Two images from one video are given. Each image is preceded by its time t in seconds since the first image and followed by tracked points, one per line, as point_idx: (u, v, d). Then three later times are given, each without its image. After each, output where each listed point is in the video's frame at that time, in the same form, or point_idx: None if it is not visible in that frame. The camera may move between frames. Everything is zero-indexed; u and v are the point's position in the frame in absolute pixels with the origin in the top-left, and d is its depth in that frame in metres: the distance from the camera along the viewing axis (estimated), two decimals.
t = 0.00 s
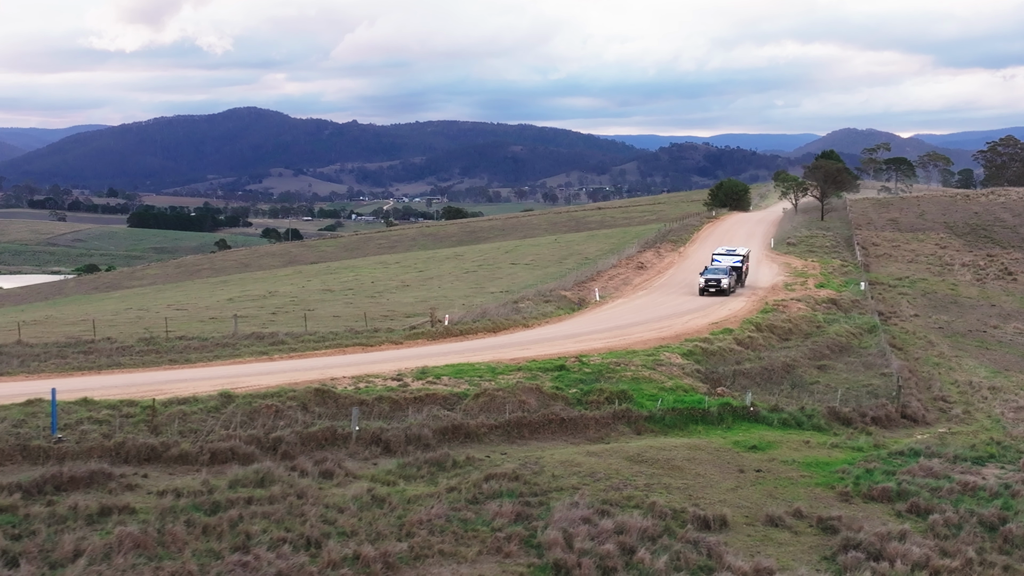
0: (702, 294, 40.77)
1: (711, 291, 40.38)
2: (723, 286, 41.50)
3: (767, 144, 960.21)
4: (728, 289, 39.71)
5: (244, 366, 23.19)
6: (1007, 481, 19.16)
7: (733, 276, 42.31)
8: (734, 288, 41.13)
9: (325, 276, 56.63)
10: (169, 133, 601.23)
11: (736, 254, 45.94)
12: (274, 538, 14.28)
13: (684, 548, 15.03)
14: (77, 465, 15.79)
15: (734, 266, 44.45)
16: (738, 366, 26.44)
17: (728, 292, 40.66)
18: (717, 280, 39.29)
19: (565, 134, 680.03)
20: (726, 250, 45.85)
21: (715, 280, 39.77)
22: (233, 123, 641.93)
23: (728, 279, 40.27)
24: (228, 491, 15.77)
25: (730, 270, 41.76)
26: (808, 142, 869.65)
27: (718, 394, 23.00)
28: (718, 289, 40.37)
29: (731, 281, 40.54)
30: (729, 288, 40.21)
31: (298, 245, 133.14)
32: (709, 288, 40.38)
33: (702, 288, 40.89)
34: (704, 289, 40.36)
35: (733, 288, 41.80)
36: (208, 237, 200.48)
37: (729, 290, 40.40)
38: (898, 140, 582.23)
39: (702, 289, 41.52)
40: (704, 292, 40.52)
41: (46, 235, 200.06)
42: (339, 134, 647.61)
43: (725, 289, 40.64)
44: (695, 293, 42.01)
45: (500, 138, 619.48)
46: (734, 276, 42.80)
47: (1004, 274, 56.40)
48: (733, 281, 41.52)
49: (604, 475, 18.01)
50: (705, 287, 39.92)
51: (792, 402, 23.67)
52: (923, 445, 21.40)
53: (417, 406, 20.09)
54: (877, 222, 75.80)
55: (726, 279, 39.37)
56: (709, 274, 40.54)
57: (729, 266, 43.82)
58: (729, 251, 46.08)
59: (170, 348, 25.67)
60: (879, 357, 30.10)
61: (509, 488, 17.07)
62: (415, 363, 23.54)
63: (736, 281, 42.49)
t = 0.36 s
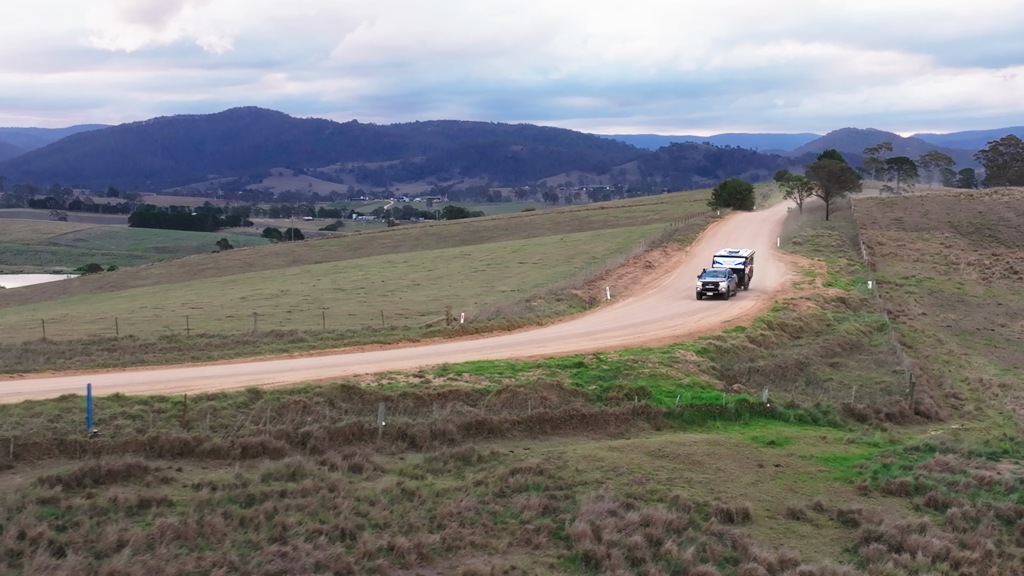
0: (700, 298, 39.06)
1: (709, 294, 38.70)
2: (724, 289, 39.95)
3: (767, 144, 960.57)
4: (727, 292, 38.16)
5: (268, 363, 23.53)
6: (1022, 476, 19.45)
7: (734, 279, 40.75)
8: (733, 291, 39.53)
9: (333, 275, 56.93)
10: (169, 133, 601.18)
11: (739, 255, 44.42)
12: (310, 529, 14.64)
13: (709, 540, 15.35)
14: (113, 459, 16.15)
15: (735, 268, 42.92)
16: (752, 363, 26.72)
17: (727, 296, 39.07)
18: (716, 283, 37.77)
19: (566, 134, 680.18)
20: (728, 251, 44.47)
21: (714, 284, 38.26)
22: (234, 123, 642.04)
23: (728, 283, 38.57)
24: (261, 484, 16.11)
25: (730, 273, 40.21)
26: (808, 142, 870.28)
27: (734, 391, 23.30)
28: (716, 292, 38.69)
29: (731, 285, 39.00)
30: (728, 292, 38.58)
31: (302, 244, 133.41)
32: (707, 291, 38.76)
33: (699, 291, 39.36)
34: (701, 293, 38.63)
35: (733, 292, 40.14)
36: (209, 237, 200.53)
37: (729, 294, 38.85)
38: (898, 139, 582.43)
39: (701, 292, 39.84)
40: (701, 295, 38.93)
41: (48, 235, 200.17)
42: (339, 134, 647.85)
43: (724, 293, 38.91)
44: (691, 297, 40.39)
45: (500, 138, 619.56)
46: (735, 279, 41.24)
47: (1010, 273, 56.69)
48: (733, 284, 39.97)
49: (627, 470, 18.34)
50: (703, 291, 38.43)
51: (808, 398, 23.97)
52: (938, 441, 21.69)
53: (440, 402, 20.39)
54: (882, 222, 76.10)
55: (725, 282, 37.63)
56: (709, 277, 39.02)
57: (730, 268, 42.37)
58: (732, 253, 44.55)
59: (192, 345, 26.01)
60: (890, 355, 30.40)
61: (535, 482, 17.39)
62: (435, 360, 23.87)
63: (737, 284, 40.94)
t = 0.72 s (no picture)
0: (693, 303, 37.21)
1: (702, 298, 36.80)
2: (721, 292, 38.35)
3: (767, 143, 960.86)
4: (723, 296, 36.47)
5: (289, 360, 23.84)
6: None
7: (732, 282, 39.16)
8: (729, 295, 37.75)
9: (343, 274, 57.34)
10: (170, 133, 601.17)
11: (740, 257, 42.76)
12: (345, 521, 14.98)
13: (734, 531, 15.65)
14: (148, 452, 16.48)
15: (735, 271, 41.32)
16: (766, 360, 27.05)
17: (722, 301, 37.25)
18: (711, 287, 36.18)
19: (566, 134, 680.13)
20: (730, 253, 42.80)
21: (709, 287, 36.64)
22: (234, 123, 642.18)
23: (722, 287, 36.71)
24: (294, 477, 16.44)
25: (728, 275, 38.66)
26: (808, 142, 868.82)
27: (751, 387, 23.62)
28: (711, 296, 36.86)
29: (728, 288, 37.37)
30: (722, 297, 36.76)
31: (308, 243, 133.80)
32: (700, 295, 37.02)
33: (692, 295, 37.71)
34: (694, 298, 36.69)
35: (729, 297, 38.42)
36: (211, 237, 200.86)
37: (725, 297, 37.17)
38: (899, 139, 582.77)
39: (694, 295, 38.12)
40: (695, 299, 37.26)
41: (49, 234, 200.27)
42: (340, 134, 648.23)
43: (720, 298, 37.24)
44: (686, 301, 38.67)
45: (501, 138, 619.59)
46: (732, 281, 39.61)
47: (1015, 272, 56.97)
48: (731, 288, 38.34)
49: (649, 464, 18.66)
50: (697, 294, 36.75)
51: (823, 395, 24.29)
52: (953, 437, 21.98)
53: (463, 397, 20.72)
54: (886, 221, 76.39)
55: (718, 286, 35.74)
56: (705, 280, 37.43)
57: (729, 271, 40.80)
58: (733, 254, 43.00)
59: (213, 342, 26.35)
60: (901, 352, 30.72)
61: (560, 475, 17.71)
62: (454, 357, 24.14)
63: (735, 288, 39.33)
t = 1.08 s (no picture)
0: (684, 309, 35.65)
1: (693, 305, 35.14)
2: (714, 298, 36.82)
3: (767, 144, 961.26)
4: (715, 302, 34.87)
5: (312, 357, 24.12)
6: None
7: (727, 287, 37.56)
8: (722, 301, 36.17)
9: (353, 273, 57.71)
10: (170, 133, 601.74)
11: (739, 260, 41.01)
12: (380, 513, 15.32)
13: (759, 524, 15.95)
14: (184, 447, 16.82)
15: (733, 274, 39.72)
16: (781, 358, 27.34)
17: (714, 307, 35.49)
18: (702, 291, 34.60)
19: (566, 134, 680.46)
20: (729, 256, 41.09)
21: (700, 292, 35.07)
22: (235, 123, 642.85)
23: (713, 292, 35.07)
24: (327, 471, 16.77)
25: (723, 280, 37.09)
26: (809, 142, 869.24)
27: (769, 384, 23.92)
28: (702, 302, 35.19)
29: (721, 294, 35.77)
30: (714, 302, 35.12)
31: (312, 243, 134.19)
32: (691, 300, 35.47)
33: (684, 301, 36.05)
34: (682, 303, 34.95)
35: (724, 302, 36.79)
36: (212, 237, 201.08)
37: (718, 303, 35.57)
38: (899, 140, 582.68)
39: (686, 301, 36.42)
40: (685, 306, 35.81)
41: (51, 234, 200.67)
42: (340, 134, 648.53)
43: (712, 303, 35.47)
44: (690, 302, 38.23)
45: (501, 139, 619.90)
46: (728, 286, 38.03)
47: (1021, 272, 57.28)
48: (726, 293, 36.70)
49: (672, 459, 18.95)
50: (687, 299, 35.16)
51: (839, 392, 24.61)
52: (968, 433, 22.28)
53: (487, 394, 21.05)
54: (891, 221, 76.69)
55: (707, 292, 34.22)
56: (697, 285, 35.90)
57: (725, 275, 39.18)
58: (732, 257, 41.48)
59: (235, 341, 26.61)
60: (913, 351, 31.03)
61: (586, 470, 18.02)
62: (476, 354, 24.44)
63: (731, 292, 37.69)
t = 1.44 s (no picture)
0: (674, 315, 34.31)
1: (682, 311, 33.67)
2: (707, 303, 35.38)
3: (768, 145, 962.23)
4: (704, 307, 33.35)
5: (341, 355, 24.48)
6: None
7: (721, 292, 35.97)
8: (713, 306, 34.68)
9: (365, 272, 58.15)
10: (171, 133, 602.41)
11: (740, 263, 39.34)
12: (423, 505, 15.68)
13: (792, 517, 16.29)
14: (227, 440, 17.19)
15: (730, 278, 38.13)
16: (800, 356, 27.70)
17: (704, 312, 33.86)
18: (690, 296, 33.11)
19: (567, 134, 680.72)
20: (729, 259, 39.50)
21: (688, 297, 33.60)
22: (236, 123, 643.52)
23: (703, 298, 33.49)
24: (367, 465, 17.13)
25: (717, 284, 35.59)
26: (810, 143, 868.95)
27: (791, 381, 24.30)
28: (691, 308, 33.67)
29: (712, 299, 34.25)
30: (704, 308, 33.60)
31: (316, 242, 134.62)
32: (679, 306, 34.19)
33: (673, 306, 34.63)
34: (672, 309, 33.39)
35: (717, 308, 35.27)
36: (214, 237, 201.38)
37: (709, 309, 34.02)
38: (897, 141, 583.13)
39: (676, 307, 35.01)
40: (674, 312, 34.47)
41: (53, 234, 201.22)
42: (341, 134, 649.03)
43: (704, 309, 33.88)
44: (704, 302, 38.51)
45: (502, 139, 620.17)
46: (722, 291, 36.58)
47: None
48: (719, 298, 35.13)
49: (701, 454, 19.27)
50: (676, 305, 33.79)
51: (860, 389, 24.97)
52: (990, 430, 22.58)
53: (516, 390, 21.39)
54: (898, 221, 77.02)
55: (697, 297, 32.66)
56: (686, 290, 34.46)
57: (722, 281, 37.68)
58: (732, 260, 39.83)
59: (262, 339, 26.95)
60: (928, 349, 31.37)
61: (618, 464, 18.36)
62: (502, 352, 24.83)
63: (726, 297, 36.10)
